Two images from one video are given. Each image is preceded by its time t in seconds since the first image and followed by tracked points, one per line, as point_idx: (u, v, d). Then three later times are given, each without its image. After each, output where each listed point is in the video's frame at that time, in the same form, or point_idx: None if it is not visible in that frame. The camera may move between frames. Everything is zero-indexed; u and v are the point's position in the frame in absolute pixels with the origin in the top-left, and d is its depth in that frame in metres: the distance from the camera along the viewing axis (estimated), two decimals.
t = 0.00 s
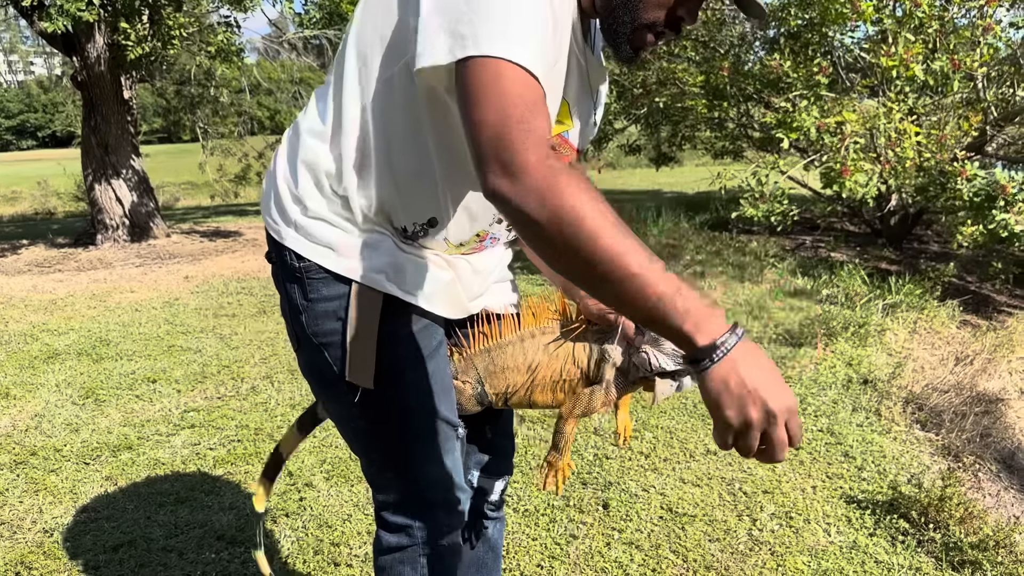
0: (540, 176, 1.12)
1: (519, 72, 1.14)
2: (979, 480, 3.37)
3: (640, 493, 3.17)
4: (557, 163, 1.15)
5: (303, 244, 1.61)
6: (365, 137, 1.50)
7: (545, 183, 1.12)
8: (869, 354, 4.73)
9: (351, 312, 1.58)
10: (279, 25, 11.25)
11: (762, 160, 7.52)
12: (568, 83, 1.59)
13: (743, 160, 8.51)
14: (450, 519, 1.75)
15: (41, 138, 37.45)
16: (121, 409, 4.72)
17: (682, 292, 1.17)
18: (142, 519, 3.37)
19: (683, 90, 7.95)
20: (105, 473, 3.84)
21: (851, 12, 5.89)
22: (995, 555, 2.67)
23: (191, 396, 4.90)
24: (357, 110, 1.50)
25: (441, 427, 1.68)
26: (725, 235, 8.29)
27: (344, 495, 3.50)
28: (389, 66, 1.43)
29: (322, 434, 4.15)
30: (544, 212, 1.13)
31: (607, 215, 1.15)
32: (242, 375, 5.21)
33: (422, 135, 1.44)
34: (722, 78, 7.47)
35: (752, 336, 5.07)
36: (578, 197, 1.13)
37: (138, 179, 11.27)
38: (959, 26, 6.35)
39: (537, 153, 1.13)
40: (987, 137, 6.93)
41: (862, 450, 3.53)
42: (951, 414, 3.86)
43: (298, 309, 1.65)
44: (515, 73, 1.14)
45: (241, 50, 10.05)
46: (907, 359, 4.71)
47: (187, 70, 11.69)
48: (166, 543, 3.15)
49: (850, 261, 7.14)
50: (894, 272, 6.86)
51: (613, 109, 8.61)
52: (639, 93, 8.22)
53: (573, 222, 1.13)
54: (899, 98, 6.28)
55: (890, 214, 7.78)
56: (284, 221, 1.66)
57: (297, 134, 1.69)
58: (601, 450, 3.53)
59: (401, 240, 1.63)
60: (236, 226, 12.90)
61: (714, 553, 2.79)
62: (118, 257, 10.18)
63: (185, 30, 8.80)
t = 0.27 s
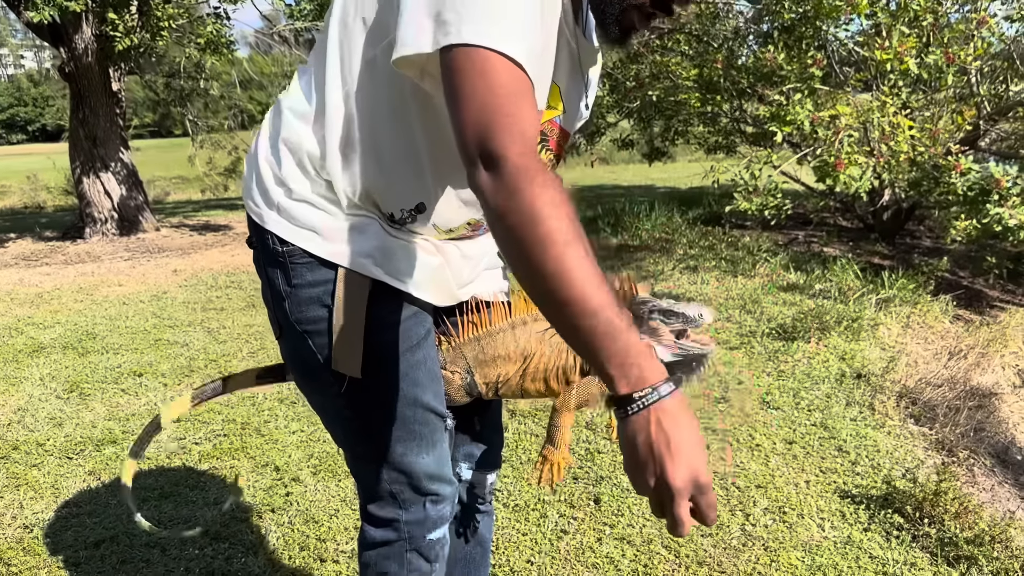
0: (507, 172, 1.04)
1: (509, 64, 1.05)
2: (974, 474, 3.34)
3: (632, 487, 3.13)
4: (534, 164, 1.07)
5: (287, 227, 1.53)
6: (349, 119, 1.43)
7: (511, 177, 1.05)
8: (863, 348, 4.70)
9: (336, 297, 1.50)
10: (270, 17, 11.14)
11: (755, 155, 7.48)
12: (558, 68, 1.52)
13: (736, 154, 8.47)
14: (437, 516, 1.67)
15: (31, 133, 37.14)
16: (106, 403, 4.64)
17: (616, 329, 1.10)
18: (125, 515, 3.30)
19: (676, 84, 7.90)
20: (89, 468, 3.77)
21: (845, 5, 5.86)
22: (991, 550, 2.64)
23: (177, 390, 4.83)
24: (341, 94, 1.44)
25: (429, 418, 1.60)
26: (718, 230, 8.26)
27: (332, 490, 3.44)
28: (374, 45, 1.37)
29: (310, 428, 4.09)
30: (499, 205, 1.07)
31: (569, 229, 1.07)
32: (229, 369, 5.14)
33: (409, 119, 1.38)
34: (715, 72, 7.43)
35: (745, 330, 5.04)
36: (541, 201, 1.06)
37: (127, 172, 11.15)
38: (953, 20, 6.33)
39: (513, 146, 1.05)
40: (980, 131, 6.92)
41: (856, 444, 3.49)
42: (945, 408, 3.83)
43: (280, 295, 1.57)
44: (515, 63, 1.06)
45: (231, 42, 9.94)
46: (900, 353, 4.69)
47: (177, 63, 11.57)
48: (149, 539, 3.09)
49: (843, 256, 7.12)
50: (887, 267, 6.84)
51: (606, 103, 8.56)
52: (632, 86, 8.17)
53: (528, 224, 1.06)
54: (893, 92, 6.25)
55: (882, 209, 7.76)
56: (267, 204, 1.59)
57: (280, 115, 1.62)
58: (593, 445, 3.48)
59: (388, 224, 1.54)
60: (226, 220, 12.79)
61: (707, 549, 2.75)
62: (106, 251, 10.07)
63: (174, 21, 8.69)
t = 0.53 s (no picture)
0: (458, 152, 0.98)
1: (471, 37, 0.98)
2: (970, 475, 3.26)
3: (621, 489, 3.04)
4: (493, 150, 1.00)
5: (253, 214, 1.41)
6: (317, 98, 1.33)
7: (462, 157, 0.98)
8: (856, 345, 4.63)
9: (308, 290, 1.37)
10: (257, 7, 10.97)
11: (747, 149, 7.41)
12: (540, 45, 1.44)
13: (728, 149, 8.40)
14: (414, 524, 1.54)
15: (16, 124, 36.63)
16: (83, 399, 4.51)
17: (543, 338, 1.00)
18: (97, 516, 3.18)
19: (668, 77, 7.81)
20: (62, 466, 3.64)
21: None
22: (990, 554, 2.56)
23: (157, 386, 4.70)
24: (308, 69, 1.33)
25: (408, 420, 1.46)
26: (710, 225, 8.18)
27: (312, 491, 3.33)
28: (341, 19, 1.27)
29: (292, 426, 3.98)
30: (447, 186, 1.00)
31: (513, 226, 1.00)
32: (210, 364, 5.02)
33: (381, 97, 1.27)
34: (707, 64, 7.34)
35: (738, 327, 4.96)
36: (490, 189, 1.00)
37: (111, 164, 10.96)
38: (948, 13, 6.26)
39: (471, 125, 0.98)
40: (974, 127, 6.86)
41: (850, 444, 3.42)
42: (941, 407, 3.76)
43: (247, 287, 1.44)
44: (482, 38, 0.99)
45: (217, 32, 9.77)
46: (894, 351, 4.62)
47: (162, 53, 11.37)
48: (120, 542, 2.97)
49: (836, 252, 7.05)
50: (880, 263, 6.78)
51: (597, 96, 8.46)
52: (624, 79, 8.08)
53: (470, 212, 0.99)
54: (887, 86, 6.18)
55: (875, 205, 7.70)
56: (231, 189, 1.46)
57: (244, 93, 1.49)
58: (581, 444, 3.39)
59: (364, 213, 1.43)
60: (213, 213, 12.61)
61: (698, 552, 2.66)
62: (89, 244, 9.89)
63: (158, 9, 8.52)
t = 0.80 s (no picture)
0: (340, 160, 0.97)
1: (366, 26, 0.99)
2: (968, 479, 3.18)
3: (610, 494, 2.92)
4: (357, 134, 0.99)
5: (208, 207, 1.28)
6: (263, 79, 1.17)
7: (327, 152, 0.97)
8: (849, 344, 4.54)
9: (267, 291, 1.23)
10: None
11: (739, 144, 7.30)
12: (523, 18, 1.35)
13: (719, 144, 8.29)
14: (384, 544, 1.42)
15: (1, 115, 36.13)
16: (54, 397, 4.35)
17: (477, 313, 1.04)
18: (62, 521, 3.04)
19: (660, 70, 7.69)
20: (28, 468, 3.49)
21: None
22: (991, 563, 2.47)
23: (131, 383, 4.55)
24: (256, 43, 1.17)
25: (378, 432, 1.33)
26: (700, 220, 8.09)
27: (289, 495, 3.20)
28: None
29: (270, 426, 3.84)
30: (317, 186, 0.99)
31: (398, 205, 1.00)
32: (188, 361, 4.86)
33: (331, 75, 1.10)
34: (700, 57, 7.22)
35: (729, 324, 4.86)
36: (365, 175, 0.99)
37: (92, 155, 10.73)
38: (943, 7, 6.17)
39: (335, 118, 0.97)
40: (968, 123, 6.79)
41: (845, 446, 3.32)
42: (937, 408, 3.68)
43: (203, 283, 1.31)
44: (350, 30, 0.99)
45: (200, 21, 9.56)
46: (888, 350, 4.53)
47: (145, 41, 11.14)
48: (85, 549, 2.83)
49: (828, 248, 6.97)
50: (872, 260, 6.70)
51: (587, 88, 8.34)
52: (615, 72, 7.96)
53: (352, 204, 0.98)
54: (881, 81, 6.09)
55: (867, 201, 7.63)
56: (184, 176, 1.34)
57: (201, 72, 1.36)
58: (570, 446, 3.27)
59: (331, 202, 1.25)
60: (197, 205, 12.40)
61: (689, 561, 2.55)
62: (70, 236, 9.67)
63: None
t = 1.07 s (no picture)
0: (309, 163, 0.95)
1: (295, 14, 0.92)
2: (965, 480, 3.10)
3: (598, 495, 2.82)
4: (303, 120, 0.95)
5: (152, 186, 1.15)
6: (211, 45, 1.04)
7: (288, 147, 0.94)
8: (843, 341, 4.45)
9: (211, 280, 1.12)
10: None
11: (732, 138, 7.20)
12: None
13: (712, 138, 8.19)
14: (348, 558, 1.31)
15: None
16: (24, 391, 4.20)
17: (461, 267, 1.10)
18: (25, 521, 2.90)
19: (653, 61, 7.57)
20: None
21: None
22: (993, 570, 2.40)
23: (105, 377, 4.40)
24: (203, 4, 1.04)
25: (338, 436, 1.23)
26: (692, 215, 7.99)
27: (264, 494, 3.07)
28: None
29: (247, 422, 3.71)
30: (280, 184, 0.95)
31: (359, 180, 0.99)
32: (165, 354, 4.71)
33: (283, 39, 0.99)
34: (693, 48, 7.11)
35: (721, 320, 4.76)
36: (323, 159, 0.96)
37: (74, 143, 10.51)
38: None
39: (285, 120, 0.93)
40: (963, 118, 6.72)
41: (840, 447, 3.23)
42: (933, 408, 3.60)
43: (143, 273, 1.18)
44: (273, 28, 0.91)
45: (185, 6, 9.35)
46: (882, 347, 4.45)
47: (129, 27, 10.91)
48: (47, 551, 2.70)
49: (821, 244, 6.89)
50: (865, 256, 6.62)
51: (579, 80, 8.20)
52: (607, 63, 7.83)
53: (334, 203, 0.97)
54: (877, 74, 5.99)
55: (860, 197, 7.55)
56: (126, 154, 1.20)
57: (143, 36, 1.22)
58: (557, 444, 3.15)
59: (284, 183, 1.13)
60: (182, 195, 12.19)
61: (680, 567, 2.46)
62: (50, 226, 9.47)
63: None
